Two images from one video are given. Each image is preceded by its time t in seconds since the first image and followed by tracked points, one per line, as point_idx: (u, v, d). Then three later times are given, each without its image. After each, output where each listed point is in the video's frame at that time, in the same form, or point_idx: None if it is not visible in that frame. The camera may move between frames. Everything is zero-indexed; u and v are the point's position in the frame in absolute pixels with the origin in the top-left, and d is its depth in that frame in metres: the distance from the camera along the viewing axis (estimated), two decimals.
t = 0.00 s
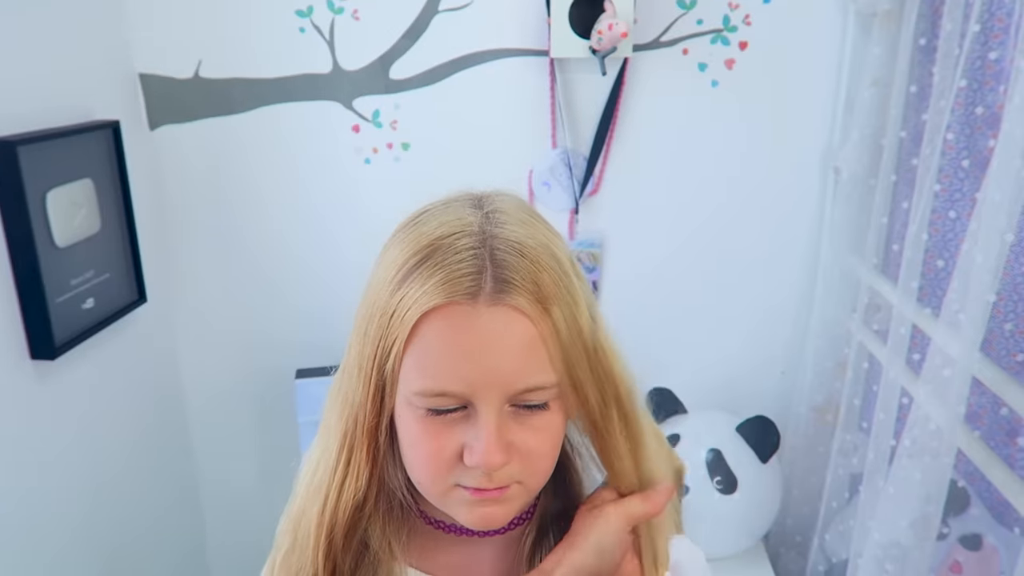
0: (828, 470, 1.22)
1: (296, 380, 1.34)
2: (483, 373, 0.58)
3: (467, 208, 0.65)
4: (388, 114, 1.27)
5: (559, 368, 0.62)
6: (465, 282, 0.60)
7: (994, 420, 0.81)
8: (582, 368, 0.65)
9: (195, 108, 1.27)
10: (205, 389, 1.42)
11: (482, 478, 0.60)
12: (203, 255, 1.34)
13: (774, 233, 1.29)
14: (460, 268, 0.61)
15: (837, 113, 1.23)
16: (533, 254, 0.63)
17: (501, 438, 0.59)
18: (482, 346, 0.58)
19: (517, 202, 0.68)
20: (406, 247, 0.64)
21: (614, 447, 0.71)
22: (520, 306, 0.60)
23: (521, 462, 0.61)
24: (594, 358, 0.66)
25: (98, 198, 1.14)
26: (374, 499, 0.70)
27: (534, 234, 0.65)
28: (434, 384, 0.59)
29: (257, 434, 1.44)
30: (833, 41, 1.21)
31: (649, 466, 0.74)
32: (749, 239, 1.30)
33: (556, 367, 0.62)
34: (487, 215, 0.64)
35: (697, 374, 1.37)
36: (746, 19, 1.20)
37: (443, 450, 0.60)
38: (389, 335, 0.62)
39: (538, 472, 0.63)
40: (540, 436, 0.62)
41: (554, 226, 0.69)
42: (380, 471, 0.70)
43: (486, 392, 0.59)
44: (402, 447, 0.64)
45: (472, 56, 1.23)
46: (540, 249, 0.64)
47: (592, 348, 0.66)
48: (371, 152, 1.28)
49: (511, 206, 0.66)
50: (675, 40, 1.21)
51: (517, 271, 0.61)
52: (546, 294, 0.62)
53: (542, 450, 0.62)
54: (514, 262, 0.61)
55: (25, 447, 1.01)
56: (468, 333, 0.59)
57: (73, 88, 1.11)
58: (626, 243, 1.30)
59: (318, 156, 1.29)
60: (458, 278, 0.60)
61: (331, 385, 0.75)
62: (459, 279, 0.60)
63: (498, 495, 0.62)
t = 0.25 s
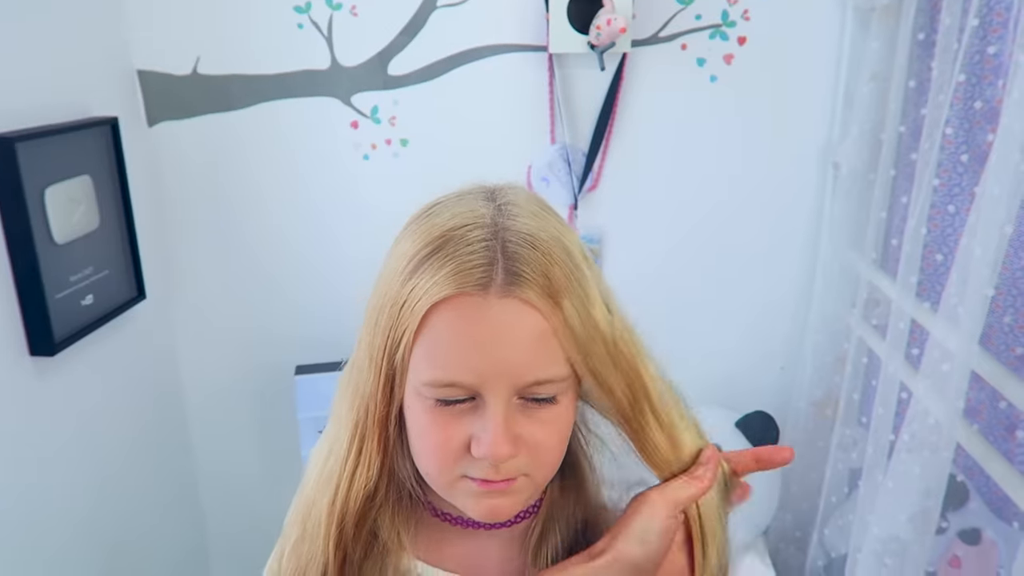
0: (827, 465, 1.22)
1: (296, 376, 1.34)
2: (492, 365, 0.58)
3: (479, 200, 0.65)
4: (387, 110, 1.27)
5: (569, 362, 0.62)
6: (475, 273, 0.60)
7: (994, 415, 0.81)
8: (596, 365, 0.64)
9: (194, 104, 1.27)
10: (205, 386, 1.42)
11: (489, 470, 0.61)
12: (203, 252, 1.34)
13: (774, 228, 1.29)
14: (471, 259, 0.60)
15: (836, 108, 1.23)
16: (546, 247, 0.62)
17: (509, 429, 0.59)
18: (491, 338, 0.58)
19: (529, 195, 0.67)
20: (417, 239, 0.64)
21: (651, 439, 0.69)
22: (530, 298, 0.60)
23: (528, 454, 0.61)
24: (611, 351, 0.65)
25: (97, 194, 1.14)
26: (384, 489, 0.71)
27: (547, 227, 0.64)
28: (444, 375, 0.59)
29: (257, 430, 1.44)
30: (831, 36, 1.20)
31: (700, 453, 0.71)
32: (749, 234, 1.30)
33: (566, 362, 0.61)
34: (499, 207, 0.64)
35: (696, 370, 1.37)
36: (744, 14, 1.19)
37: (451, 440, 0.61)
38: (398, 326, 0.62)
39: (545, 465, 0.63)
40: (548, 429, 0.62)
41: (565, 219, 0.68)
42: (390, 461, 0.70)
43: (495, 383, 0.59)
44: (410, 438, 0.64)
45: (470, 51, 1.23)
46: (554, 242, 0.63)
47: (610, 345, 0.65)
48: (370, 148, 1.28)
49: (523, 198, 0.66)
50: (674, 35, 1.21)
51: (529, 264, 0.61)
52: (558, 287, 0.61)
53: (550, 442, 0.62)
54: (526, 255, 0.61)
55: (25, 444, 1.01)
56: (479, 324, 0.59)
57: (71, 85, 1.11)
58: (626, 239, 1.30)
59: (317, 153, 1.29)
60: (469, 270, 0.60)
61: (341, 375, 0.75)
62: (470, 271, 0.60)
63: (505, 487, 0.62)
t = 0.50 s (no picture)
0: (825, 456, 1.22)
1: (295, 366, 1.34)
2: (499, 350, 0.59)
3: (489, 186, 0.66)
4: (386, 99, 1.26)
5: (576, 351, 0.62)
6: (484, 258, 0.61)
7: (993, 405, 0.81)
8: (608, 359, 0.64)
9: (193, 93, 1.27)
10: (204, 376, 1.42)
11: (494, 456, 0.61)
12: (204, 242, 1.34)
13: (774, 218, 1.29)
14: (480, 244, 0.62)
15: (836, 98, 1.22)
16: (555, 235, 0.64)
17: (514, 415, 0.60)
18: (498, 323, 0.59)
19: (537, 182, 0.69)
20: (426, 223, 0.65)
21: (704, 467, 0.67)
22: (538, 284, 0.60)
23: (533, 442, 0.62)
24: (623, 344, 0.65)
25: (96, 184, 1.13)
26: (388, 475, 0.74)
27: (556, 214, 0.65)
28: (450, 359, 0.60)
29: (257, 420, 1.44)
30: (832, 25, 1.20)
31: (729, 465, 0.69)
32: (749, 224, 1.30)
33: (573, 349, 0.62)
34: (508, 193, 0.65)
35: (696, 361, 1.37)
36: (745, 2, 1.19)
37: (457, 425, 0.61)
38: (406, 311, 0.63)
39: (550, 452, 0.63)
40: (553, 416, 0.62)
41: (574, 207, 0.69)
42: (394, 447, 0.72)
43: (501, 369, 0.59)
44: (416, 423, 0.64)
45: (470, 40, 1.23)
46: (563, 230, 0.65)
47: (623, 338, 0.65)
48: (369, 138, 1.28)
49: (534, 186, 0.67)
50: (674, 24, 1.20)
51: (537, 249, 0.62)
52: (567, 274, 0.62)
53: (555, 430, 0.63)
54: (534, 240, 0.62)
55: (24, 433, 1.01)
56: (487, 309, 0.59)
57: (69, 74, 1.10)
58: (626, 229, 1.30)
59: (317, 142, 1.29)
60: (479, 255, 0.61)
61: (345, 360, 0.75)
62: (479, 255, 0.61)
63: (509, 474, 0.62)
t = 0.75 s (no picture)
0: (825, 448, 1.22)
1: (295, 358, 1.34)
2: (513, 346, 0.58)
3: (509, 175, 0.65)
4: (386, 90, 1.26)
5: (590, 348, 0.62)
6: (503, 252, 0.60)
7: (995, 397, 0.81)
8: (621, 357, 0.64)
9: (192, 84, 1.27)
10: (205, 368, 1.42)
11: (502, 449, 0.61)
12: (205, 234, 1.34)
13: (775, 210, 1.29)
14: (499, 237, 0.61)
15: (838, 89, 1.22)
16: (576, 232, 0.63)
17: (524, 411, 0.59)
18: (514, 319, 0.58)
19: (555, 173, 0.68)
20: (445, 211, 0.64)
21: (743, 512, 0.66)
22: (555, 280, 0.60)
23: (541, 438, 0.61)
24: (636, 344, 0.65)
25: (96, 175, 1.13)
26: (398, 463, 0.74)
27: (575, 209, 0.65)
28: (463, 350, 0.60)
29: (258, 412, 1.44)
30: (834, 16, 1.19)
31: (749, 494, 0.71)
32: (749, 216, 1.29)
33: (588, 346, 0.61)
34: (530, 185, 0.64)
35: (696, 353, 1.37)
36: None
37: (466, 417, 0.61)
38: (421, 300, 0.63)
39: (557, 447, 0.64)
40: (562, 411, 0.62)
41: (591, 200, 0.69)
42: (404, 436, 0.73)
43: (513, 365, 0.58)
44: (424, 411, 0.65)
45: (470, 30, 1.22)
46: (583, 227, 0.64)
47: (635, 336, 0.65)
48: (369, 129, 1.28)
49: (553, 178, 0.66)
50: (675, 15, 1.20)
51: (557, 245, 0.61)
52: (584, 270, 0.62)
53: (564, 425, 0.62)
54: (554, 236, 0.62)
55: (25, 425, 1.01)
56: (502, 302, 0.59)
57: (69, 64, 1.10)
58: (626, 221, 1.30)
59: (317, 133, 1.28)
60: (498, 248, 0.60)
61: (354, 346, 0.77)
62: (497, 248, 0.60)
63: (515, 467, 0.63)
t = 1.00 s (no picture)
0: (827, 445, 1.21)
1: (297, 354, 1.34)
2: (531, 344, 0.60)
3: (528, 176, 0.67)
4: (388, 87, 1.25)
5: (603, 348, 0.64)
6: (524, 252, 0.62)
7: (997, 394, 0.80)
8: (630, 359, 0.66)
9: (194, 80, 1.26)
10: (206, 365, 1.42)
11: (515, 446, 0.63)
12: (206, 230, 1.34)
13: (778, 206, 1.29)
14: (520, 236, 0.62)
15: (841, 85, 1.22)
16: (592, 234, 0.65)
17: (540, 409, 0.61)
18: (533, 318, 0.60)
19: (573, 176, 0.70)
20: (464, 209, 0.66)
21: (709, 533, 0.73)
22: (574, 282, 0.62)
23: (554, 435, 0.63)
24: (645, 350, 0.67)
25: (97, 171, 1.13)
26: (411, 461, 0.74)
27: (591, 211, 0.67)
28: (480, 348, 0.61)
29: (259, 408, 1.44)
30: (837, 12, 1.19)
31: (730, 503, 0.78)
32: (752, 213, 1.29)
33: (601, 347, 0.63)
34: (548, 187, 0.66)
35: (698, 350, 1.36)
36: None
37: (480, 414, 0.63)
38: (437, 297, 0.64)
39: (567, 445, 0.65)
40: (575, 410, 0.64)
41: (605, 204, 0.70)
42: (418, 432, 0.72)
43: (530, 362, 0.60)
44: (436, 406, 0.66)
45: (472, 27, 1.22)
46: (599, 230, 0.66)
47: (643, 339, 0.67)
48: (371, 125, 1.27)
49: (570, 180, 0.68)
50: (678, 11, 1.19)
51: (575, 247, 0.63)
52: (600, 273, 0.64)
53: (575, 425, 0.64)
54: (574, 238, 0.63)
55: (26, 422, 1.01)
56: (520, 301, 0.61)
57: (69, 61, 1.10)
58: (629, 217, 1.30)
59: (319, 129, 1.28)
60: (519, 248, 0.62)
61: (364, 342, 0.77)
62: (517, 248, 0.62)
63: (526, 464, 0.64)
